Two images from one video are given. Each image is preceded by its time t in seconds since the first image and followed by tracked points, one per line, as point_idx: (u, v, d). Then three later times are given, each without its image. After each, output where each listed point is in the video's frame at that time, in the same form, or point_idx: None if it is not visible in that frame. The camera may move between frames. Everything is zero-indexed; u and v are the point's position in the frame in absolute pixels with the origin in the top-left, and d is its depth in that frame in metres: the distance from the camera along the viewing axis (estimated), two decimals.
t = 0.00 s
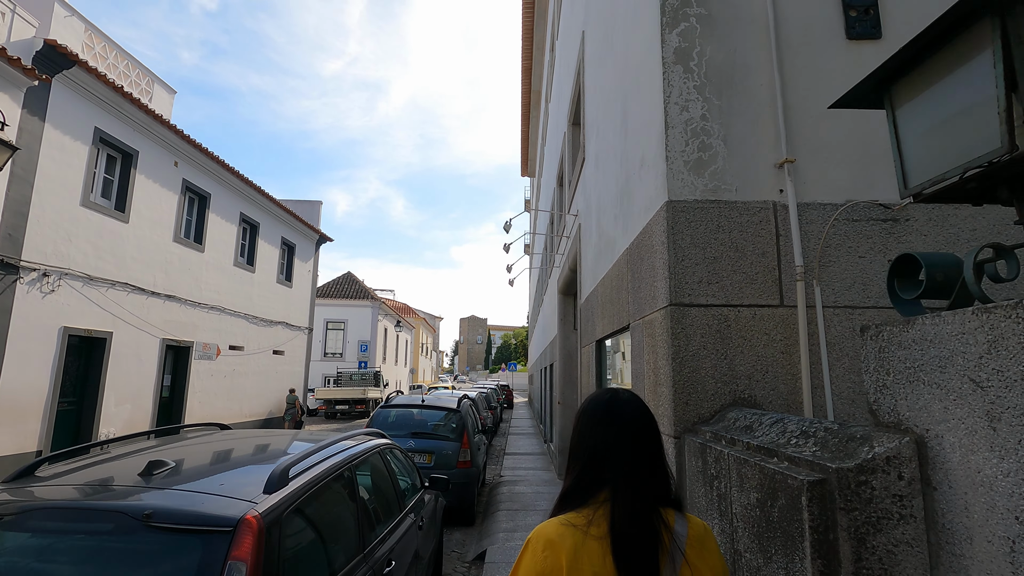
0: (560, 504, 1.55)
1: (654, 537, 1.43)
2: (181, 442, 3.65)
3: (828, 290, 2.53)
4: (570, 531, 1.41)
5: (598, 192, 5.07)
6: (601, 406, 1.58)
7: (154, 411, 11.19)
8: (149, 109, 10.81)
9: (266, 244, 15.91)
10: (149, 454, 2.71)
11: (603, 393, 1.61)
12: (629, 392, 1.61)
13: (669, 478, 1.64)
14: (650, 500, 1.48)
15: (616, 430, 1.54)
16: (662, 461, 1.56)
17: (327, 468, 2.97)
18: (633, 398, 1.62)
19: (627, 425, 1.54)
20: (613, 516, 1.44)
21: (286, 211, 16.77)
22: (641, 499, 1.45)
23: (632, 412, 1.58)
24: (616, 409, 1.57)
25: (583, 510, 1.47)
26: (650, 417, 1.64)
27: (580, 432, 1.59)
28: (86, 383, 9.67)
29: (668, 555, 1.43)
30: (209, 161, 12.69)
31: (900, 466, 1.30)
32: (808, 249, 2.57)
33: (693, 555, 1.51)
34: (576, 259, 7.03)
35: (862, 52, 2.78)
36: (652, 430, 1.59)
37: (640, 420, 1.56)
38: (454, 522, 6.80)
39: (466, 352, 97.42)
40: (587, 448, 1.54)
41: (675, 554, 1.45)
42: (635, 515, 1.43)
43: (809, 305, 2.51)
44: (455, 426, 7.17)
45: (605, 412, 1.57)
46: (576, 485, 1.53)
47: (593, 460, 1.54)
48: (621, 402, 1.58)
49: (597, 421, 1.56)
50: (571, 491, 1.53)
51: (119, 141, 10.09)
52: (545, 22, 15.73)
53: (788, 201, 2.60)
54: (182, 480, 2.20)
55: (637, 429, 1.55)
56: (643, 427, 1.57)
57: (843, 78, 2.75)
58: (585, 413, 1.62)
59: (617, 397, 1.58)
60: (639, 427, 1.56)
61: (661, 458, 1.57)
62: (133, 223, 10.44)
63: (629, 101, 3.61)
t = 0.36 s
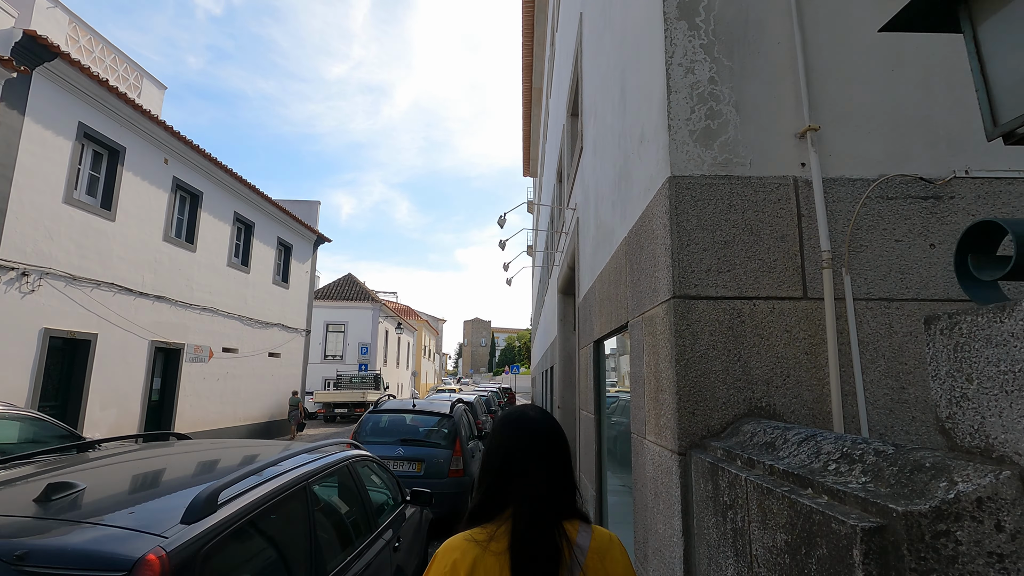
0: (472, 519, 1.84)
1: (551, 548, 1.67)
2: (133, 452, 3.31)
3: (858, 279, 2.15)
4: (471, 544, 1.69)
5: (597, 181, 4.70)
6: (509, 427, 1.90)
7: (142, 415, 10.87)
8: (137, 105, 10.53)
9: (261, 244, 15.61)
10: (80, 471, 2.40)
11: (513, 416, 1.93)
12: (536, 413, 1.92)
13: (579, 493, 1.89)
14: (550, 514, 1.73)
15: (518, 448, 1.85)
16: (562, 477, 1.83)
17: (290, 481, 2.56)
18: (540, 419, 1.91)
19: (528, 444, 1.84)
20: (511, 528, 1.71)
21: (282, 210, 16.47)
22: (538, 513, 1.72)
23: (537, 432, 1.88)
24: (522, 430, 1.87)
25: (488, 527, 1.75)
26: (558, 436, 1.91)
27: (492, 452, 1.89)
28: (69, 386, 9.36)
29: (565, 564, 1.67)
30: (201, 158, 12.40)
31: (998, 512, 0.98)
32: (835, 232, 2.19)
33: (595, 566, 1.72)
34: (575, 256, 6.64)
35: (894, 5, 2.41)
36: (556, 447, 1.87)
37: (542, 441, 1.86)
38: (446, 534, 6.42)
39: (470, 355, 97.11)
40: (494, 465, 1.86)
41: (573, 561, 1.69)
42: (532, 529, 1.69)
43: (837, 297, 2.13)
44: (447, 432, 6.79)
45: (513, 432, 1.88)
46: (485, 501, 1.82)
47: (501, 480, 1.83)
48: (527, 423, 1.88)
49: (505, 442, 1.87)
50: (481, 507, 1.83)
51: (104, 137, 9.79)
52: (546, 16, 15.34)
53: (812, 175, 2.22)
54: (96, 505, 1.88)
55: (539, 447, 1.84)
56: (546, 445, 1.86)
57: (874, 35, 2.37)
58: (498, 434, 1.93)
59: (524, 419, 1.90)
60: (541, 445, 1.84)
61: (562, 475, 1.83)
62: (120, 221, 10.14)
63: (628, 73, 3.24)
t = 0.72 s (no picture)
0: (459, 504, 1.94)
1: (528, 534, 1.76)
2: (111, 455, 3.06)
3: (938, 251, 1.75)
4: (454, 525, 1.80)
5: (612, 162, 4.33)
6: (497, 418, 2.01)
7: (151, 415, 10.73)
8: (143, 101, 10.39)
9: (272, 243, 15.46)
10: (29, 489, 2.22)
11: (501, 408, 2.03)
12: (524, 406, 2.01)
13: (561, 484, 1.97)
14: (529, 501, 1.83)
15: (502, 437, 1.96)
16: (543, 465, 1.93)
17: (245, 499, 2.25)
18: (527, 412, 2.01)
19: (513, 434, 1.95)
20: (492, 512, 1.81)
21: (293, 209, 16.32)
22: (517, 498, 1.82)
23: (523, 423, 1.98)
24: (508, 421, 1.99)
25: (471, 511, 1.86)
26: (544, 430, 2.01)
27: (479, 441, 2.00)
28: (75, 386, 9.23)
29: (542, 549, 1.75)
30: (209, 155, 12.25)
31: None
32: (906, 195, 1.81)
33: (572, 554, 1.80)
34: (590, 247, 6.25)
35: None
36: (540, 439, 1.98)
37: (526, 432, 1.96)
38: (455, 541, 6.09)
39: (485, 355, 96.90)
40: (480, 453, 1.97)
41: (549, 547, 1.78)
42: (511, 514, 1.78)
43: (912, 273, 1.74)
44: (457, 434, 6.45)
45: (500, 423, 1.99)
46: (471, 486, 1.94)
47: (485, 467, 1.95)
48: (514, 414, 1.99)
49: (491, 431, 1.98)
50: (467, 493, 1.94)
51: (109, 133, 9.65)
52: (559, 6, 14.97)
53: (877, 126, 1.82)
54: (15, 542, 1.65)
55: (522, 437, 1.95)
56: (531, 435, 1.96)
57: None
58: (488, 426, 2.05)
59: (511, 411, 2.00)
60: (526, 435, 1.94)
61: (543, 464, 1.94)
62: (126, 219, 10.00)
63: (648, 29, 2.86)
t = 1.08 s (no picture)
0: (491, 501, 1.94)
1: (562, 533, 1.76)
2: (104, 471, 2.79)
3: None
4: (487, 522, 1.80)
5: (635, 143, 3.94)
6: (529, 416, 2.00)
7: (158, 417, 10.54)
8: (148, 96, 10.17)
9: (282, 241, 15.27)
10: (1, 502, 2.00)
11: (534, 406, 2.01)
12: (557, 405, 1.99)
13: (593, 483, 1.96)
14: (563, 500, 1.82)
15: (535, 435, 1.94)
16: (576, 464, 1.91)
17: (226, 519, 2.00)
18: (560, 411, 1.99)
19: (546, 433, 1.93)
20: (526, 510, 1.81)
21: (303, 207, 16.11)
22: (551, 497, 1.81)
23: (556, 421, 1.97)
24: (542, 420, 1.97)
25: (504, 508, 1.85)
26: (577, 430, 1.99)
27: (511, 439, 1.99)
28: (80, 387, 9.05)
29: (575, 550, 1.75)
30: (217, 153, 12.05)
31: None
32: None
33: (604, 553, 1.80)
34: (608, 240, 5.85)
35: None
36: (574, 438, 1.96)
37: (560, 431, 1.93)
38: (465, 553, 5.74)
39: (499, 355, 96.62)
40: (512, 450, 1.96)
41: (581, 546, 1.77)
42: (545, 513, 1.78)
43: None
44: (467, 439, 6.09)
45: (533, 421, 1.97)
46: (504, 483, 1.93)
47: (516, 465, 1.93)
48: (547, 412, 1.97)
49: (525, 429, 1.96)
50: (499, 490, 1.94)
51: (114, 129, 9.44)
52: None
53: (994, 62, 1.42)
54: None
55: (556, 436, 1.93)
56: (564, 435, 1.94)
57: None
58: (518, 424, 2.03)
59: (543, 410, 1.98)
60: (560, 435, 1.92)
61: (576, 462, 1.92)
62: (131, 216, 9.80)
63: None
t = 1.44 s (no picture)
0: (482, 517, 1.99)
1: (550, 545, 1.81)
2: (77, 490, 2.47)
3: None
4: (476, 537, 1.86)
5: (663, 113, 3.50)
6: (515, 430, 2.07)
7: (172, 417, 10.41)
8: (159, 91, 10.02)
9: (298, 240, 15.11)
10: None
11: (519, 421, 2.10)
12: (539, 417, 2.09)
13: (582, 497, 2.00)
14: (551, 513, 1.87)
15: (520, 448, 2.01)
16: (562, 477, 1.97)
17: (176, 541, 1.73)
18: (543, 424, 2.08)
19: (531, 446, 2.00)
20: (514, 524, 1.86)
21: (319, 205, 15.93)
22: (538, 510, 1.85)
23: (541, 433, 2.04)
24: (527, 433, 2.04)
25: (493, 524, 1.90)
26: (562, 441, 2.07)
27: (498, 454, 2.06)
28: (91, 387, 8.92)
29: (564, 558, 1.80)
30: (230, 149, 11.91)
31: None
32: None
33: (594, 565, 1.83)
34: (631, 228, 5.40)
35: None
36: (560, 450, 2.03)
37: (544, 443, 2.01)
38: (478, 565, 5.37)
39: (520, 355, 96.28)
40: (499, 464, 2.03)
41: (569, 558, 1.81)
42: (531, 525, 1.83)
43: None
44: (482, 443, 5.70)
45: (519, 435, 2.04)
46: (493, 501, 1.99)
47: (505, 482, 1.98)
48: (531, 425, 2.06)
49: (510, 443, 2.03)
50: (489, 506, 1.99)
51: (123, 125, 9.30)
52: None
53: None
54: None
55: (541, 449, 1.99)
56: (550, 446, 2.01)
57: None
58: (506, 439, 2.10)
59: (527, 423, 2.06)
60: (544, 448, 1.99)
61: (563, 475, 1.98)
62: (142, 213, 9.67)
63: None
